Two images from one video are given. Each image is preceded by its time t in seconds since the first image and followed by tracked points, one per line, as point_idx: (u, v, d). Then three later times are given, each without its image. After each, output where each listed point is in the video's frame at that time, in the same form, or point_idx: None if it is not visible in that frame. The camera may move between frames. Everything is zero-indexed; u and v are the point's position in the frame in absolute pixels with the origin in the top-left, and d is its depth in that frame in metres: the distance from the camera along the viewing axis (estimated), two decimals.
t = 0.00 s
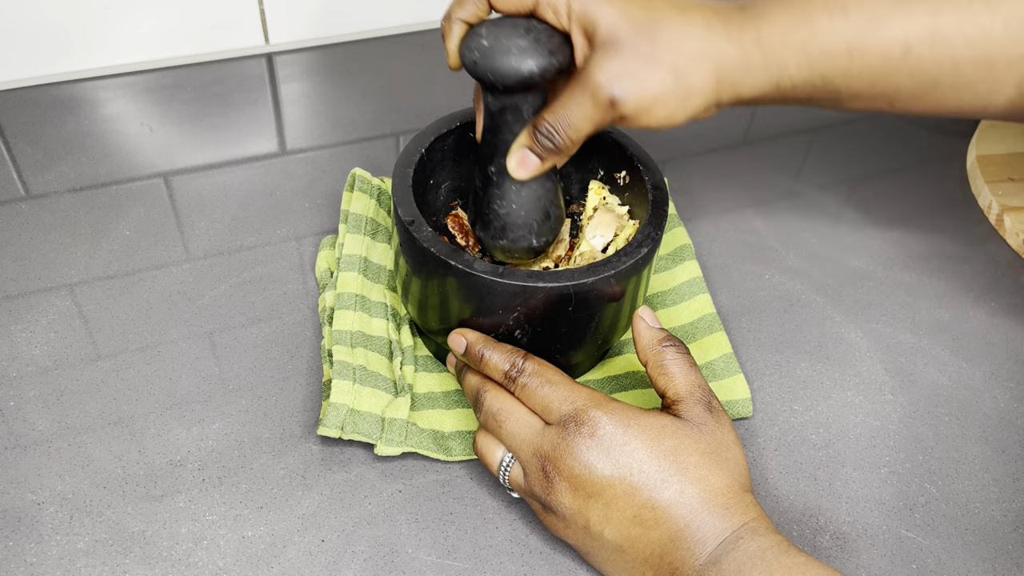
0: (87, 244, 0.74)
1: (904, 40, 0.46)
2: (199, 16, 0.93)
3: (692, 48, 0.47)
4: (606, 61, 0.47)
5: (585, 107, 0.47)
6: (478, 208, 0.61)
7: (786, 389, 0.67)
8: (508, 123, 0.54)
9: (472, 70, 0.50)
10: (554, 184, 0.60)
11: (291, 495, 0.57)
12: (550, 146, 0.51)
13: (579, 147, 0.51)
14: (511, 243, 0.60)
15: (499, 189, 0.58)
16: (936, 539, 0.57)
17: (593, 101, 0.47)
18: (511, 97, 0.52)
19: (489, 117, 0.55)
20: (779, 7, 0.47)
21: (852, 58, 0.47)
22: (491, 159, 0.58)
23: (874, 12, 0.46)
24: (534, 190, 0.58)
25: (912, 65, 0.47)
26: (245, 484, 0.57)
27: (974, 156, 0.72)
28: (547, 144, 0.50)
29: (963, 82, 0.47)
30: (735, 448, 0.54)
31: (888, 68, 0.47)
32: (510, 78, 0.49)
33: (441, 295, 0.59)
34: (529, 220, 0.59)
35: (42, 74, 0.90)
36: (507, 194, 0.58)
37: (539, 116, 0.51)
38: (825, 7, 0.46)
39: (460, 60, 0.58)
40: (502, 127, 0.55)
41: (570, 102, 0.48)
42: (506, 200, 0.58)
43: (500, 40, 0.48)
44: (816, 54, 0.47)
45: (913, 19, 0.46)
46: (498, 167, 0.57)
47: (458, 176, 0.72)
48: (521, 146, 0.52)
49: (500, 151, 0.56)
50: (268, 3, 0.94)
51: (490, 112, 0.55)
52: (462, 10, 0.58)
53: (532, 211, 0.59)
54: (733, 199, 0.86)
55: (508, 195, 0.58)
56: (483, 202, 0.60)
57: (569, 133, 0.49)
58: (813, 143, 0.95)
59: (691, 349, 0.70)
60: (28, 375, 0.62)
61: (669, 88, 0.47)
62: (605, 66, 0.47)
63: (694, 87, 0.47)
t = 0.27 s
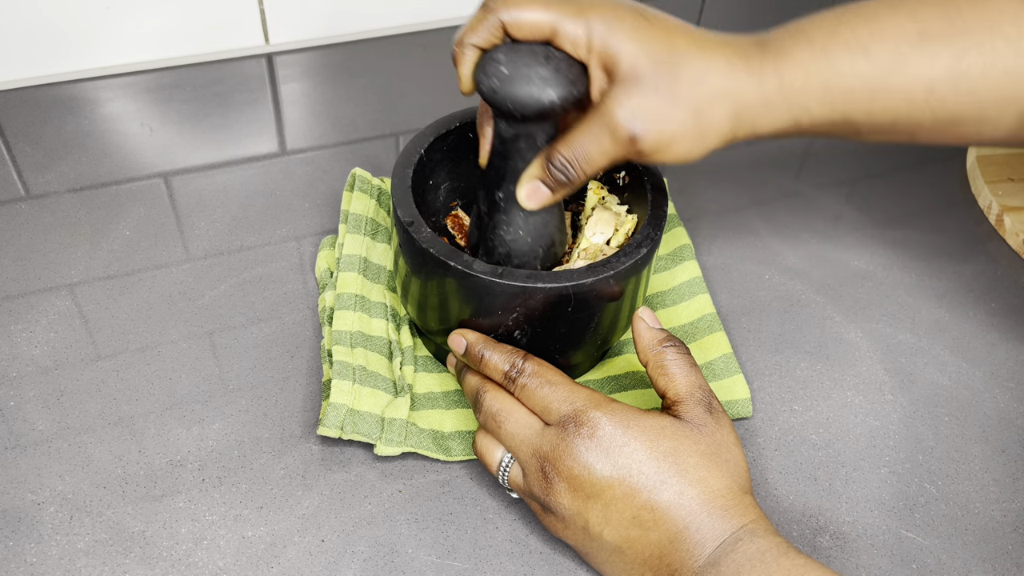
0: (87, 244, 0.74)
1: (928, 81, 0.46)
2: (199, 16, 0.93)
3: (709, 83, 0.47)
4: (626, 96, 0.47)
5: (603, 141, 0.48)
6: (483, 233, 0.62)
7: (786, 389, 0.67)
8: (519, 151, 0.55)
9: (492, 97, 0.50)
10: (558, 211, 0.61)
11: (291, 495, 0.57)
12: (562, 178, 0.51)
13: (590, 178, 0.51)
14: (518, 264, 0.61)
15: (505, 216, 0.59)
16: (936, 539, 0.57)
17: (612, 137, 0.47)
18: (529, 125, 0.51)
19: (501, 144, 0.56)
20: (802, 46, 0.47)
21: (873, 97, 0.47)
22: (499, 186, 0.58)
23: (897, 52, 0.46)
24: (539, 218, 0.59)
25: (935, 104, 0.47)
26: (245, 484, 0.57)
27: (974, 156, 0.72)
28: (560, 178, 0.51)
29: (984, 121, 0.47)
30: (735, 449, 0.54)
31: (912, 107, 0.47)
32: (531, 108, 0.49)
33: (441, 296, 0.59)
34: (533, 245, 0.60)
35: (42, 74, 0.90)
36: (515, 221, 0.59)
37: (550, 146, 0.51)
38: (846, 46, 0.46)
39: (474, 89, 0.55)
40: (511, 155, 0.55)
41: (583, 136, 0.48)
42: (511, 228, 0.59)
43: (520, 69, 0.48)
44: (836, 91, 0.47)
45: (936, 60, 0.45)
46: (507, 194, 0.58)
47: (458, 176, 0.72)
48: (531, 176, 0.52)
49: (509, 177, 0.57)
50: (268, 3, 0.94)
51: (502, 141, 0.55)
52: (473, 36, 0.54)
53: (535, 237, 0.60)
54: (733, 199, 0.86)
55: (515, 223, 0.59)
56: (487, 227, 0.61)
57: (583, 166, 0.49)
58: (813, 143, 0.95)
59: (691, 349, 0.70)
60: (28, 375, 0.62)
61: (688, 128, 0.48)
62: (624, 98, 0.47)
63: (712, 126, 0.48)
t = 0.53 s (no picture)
0: (87, 244, 0.74)
1: (935, 101, 0.45)
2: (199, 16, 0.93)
3: (708, 90, 0.48)
4: (633, 98, 0.48)
5: (605, 141, 0.50)
6: (477, 224, 0.62)
7: (786, 389, 0.67)
8: (524, 147, 0.56)
9: (504, 87, 0.51)
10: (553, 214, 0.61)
11: (291, 495, 0.57)
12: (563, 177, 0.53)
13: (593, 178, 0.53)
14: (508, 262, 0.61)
15: (501, 211, 0.60)
16: (936, 539, 0.57)
17: (614, 138, 0.49)
18: (535, 120, 0.53)
19: (507, 138, 0.56)
20: (810, 65, 0.47)
21: (879, 116, 0.46)
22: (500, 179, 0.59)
23: (904, 73, 0.45)
24: (533, 216, 0.60)
25: (944, 125, 0.46)
26: (245, 484, 0.57)
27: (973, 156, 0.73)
28: (561, 175, 0.53)
29: (991, 139, 0.46)
30: (737, 450, 0.54)
31: (919, 129, 0.46)
32: (540, 100, 0.50)
33: (439, 296, 0.59)
34: (524, 245, 0.61)
35: (42, 74, 0.90)
36: (510, 218, 0.60)
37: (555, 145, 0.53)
38: (856, 68, 0.46)
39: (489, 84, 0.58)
40: (517, 151, 0.56)
41: (590, 137, 0.50)
42: (505, 227, 0.60)
43: (535, 62, 0.50)
44: (842, 110, 0.47)
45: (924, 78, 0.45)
46: (506, 186, 0.58)
47: (456, 177, 0.72)
48: (533, 173, 0.56)
49: (510, 171, 0.58)
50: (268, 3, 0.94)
51: (509, 135, 0.56)
52: (494, 29, 0.56)
53: (529, 236, 0.61)
54: (733, 199, 0.86)
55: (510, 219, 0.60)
56: (484, 220, 0.61)
57: (586, 164, 0.51)
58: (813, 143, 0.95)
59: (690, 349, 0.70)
60: (28, 375, 0.62)
61: (691, 134, 0.48)
62: (630, 102, 0.48)
63: (714, 135, 0.49)
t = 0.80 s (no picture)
0: (87, 244, 0.74)
1: (924, 116, 0.52)
2: (199, 16, 0.93)
3: (716, 114, 0.52)
4: (631, 117, 0.51)
5: (605, 157, 0.51)
6: (469, 232, 0.62)
7: (786, 389, 0.67)
8: (519, 156, 0.56)
9: (503, 101, 0.51)
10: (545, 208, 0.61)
11: (291, 495, 0.57)
12: (561, 187, 0.53)
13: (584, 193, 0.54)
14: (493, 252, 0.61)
15: (495, 219, 0.60)
16: (936, 539, 0.57)
17: (614, 155, 0.51)
18: (530, 131, 0.54)
19: (500, 147, 0.56)
20: (798, 83, 0.53)
21: (870, 132, 0.53)
22: (495, 188, 0.59)
23: (891, 89, 0.52)
24: (528, 225, 0.60)
25: (929, 135, 0.53)
26: (245, 484, 0.57)
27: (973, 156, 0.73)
28: (558, 188, 0.53)
29: (977, 146, 0.54)
30: (739, 451, 0.54)
31: (902, 135, 0.53)
32: (540, 114, 0.50)
33: (437, 297, 0.59)
34: (518, 250, 0.61)
35: (42, 74, 0.90)
36: (505, 227, 0.60)
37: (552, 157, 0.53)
38: (845, 82, 0.52)
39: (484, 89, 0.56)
40: (511, 162, 0.56)
41: (586, 148, 0.51)
42: (496, 236, 0.60)
43: (535, 74, 0.50)
44: (834, 127, 0.53)
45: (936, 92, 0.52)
46: (500, 198, 0.59)
47: (454, 177, 0.72)
48: (527, 185, 0.56)
49: (505, 181, 0.58)
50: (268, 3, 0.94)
51: (503, 144, 0.56)
52: (489, 38, 0.54)
53: (522, 243, 0.61)
54: (733, 199, 0.86)
55: (503, 228, 0.60)
56: (474, 228, 0.61)
57: (582, 178, 0.52)
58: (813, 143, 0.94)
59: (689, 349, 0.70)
60: (28, 375, 0.62)
61: (688, 156, 0.53)
62: (627, 120, 0.51)
63: (709, 154, 0.54)
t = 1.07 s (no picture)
0: (87, 244, 0.74)
1: (915, 112, 0.54)
2: (199, 16, 0.93)
3: (711, 106, 0.53)
4: (625, 110, 0.52)
5: (600, 153, 0.52)
6: (467, 236, 0.61)
7: (786, 389, 0.67)
8: (518, 159, 0.56)
9: (497, 98, 0.51)
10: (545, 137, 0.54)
11: (291, 495, 0.57)
12: (557, 189, 0.54)
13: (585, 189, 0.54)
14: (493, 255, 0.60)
15: (494, 222, 0.59)
16: (936, 539, 0.57)
17: (608, 148, 0.51)
18: (536, 131, 0.53)
19: (499, 148, 0.56)
20: (798, 78, 0.54)
21: (865, 125, 0.55)
22: (490, 192, 0.59)
23: (889, 86, 0.54)
24: (525, 229, 0.59)
25: (926, 134, 0.55)
26: (245, 484, 0.57)
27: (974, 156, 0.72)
28: (554, 187, 0.54)
29: (971, 141, 0.55)
30: (736, 452, 0.54)
31: (902, 136, 0.55)
32: (535, 112, 0.50)
33: (433, 299, 0.59)
34: (515, 255, 0.60)
35: (42, 74, 0.90)
36: (502, 224, 0.59)
37: (547, 157, 0.53)
38: (842, 78, 0.54)
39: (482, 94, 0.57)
40: (508, 162, 0.56)
41: (582, 146, 0.51)
42: (491, 238, 0.59)
43: (530, 71, 0.50)
44: (830, 118, 0.54)
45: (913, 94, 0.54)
46: (499, 200, 0.58)
47: (449, 180, 0.72)
48: (526, 187, 0.56)
49: (500, 184, 0.57)
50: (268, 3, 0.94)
51: (500, 144, 0.56)
52: (483, 40, 0.57)
53: (518, 247, 0.60)
54: (733, 198, 0.86)
55: (500, 229, 0.59)
56: (473, 232, 0.61)
57: (578, 176, 0.52)
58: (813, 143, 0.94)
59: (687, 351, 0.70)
60: (28, 375, 0.62)
61: (685, 151, 0.53)
62: (620, 114, 0.51)
63: (705, 153, 0.54)
